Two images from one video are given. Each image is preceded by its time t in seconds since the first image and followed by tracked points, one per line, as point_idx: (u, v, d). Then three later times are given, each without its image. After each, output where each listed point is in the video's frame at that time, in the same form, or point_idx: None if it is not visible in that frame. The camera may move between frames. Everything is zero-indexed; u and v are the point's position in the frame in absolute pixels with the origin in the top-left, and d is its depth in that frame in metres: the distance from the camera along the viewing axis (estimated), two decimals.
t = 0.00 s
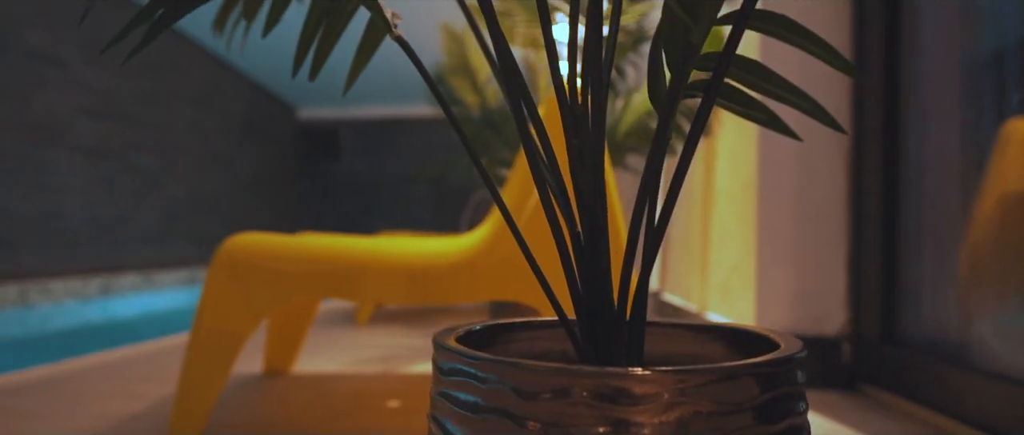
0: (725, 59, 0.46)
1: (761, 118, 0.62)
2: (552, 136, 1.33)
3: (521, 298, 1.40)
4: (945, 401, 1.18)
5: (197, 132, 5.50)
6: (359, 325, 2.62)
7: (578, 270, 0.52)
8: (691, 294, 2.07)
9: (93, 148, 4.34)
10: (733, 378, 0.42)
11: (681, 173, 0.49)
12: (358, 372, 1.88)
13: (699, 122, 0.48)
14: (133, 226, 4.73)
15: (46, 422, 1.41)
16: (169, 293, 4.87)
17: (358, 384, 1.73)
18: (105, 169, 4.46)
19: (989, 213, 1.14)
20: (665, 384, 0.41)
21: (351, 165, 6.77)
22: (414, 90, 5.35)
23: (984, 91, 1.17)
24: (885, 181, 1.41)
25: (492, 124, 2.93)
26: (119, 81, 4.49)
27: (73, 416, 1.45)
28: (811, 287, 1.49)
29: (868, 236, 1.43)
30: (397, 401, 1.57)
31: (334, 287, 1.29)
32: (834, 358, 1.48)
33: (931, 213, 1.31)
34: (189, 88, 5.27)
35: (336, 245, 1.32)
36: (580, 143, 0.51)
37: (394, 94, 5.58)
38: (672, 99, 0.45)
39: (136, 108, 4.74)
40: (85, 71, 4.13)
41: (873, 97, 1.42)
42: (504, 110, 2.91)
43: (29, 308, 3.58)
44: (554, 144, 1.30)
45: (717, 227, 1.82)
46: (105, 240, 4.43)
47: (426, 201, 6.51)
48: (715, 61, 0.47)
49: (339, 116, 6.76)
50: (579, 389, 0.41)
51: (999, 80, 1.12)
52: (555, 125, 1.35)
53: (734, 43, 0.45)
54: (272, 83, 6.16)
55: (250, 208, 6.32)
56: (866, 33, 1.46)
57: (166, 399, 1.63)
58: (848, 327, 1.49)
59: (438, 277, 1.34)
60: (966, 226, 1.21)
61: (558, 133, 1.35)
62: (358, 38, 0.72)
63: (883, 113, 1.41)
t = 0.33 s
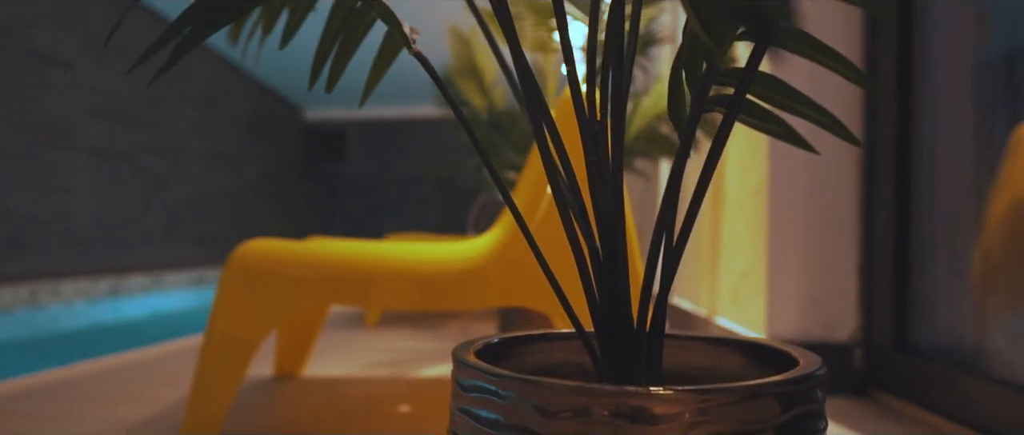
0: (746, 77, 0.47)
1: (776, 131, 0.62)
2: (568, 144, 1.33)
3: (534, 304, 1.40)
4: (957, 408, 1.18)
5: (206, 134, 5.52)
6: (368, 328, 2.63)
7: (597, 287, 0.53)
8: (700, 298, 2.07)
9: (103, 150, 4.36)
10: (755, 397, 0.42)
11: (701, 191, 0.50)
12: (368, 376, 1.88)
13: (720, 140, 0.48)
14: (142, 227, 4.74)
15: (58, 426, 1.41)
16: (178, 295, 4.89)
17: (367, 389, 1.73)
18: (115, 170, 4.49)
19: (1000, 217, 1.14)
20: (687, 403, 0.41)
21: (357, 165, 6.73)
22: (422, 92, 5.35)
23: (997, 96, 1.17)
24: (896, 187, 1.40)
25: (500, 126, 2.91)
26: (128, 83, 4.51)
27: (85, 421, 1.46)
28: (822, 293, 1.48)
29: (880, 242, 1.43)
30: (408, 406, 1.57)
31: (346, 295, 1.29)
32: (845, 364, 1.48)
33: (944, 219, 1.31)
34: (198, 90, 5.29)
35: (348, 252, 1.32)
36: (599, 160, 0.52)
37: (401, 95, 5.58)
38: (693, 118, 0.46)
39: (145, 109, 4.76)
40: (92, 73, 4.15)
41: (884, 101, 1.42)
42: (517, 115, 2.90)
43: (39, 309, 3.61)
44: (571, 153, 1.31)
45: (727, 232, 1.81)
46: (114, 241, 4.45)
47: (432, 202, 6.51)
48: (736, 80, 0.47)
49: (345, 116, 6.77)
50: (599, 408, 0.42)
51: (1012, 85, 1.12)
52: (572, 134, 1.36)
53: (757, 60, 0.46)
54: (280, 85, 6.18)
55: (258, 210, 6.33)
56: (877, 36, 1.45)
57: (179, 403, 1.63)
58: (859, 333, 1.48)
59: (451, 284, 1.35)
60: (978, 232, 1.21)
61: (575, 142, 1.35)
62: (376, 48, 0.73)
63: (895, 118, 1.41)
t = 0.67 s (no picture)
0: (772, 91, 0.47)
1: (795, 144, 0.62)
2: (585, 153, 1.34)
3: (549, 311, 1.41)
4: (972, 415, 1.18)
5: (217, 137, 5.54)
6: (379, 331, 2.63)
7: (619, 302, 0.53)
8: (713, 304, 2.06)
9: (115, 152, 4.39)
10: (779, 417, 0.42)
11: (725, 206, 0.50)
12: (381, 380, 1.89)
13: (746, 157, 0.48)
14: (153, 229, 4.77)
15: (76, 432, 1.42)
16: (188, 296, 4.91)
17: (379, 393, 1.74)
18: (127, 173, 4.51)
19: (1015, 224, 1.14)
20: (712, 422, 0.41)
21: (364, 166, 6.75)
22: (433, 94, 5.36)
23: (1013, 101, 1.16)
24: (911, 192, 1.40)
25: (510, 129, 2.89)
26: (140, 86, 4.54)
27: (101, 426, 1.47)
28: (836, 299, 1.48)
29: (895, 248, 1.42)
30: (421, 411, 1.58)
31: (361, 300, 1.30)
32: (860, 370, 1.48)
33: (960, 225, 1.30)
34: (208, 92, 5.32)
35: (363, 258, 1.32)
36: (620, 176, 0.52)
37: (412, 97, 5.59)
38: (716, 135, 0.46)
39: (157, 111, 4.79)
40: (103, 76, 4.19)
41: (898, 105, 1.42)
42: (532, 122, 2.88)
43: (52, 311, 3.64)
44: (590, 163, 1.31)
45: (740, 237, 1.81)
46: (126, 243, 4.47)
47: (441, 203, 6.53)
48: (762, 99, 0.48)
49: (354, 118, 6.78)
50: (623, 426, 0.42)
51: None
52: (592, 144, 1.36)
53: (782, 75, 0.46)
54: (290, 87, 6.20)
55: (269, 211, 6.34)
56: (891, 39, 1.44)
57: (194, 407, 1.64)
58: (874, 340, 1.48)
59: (465, 290, 1.35)
60: (993, 239, 1.20)
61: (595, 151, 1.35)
62: (396, 58, 0.74)
63: (911, 123, 1.40)
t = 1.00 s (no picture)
0: (804, 102, 0.47)
1: (821, 154, 0.62)
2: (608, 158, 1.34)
3: (566, 314, 1.41)
4: (991, 422, 1.17)
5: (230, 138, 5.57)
6: (393, 333, 2.64)
7: (646, 312, 0.53)
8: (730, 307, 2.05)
9: (130, 153, 4.43)
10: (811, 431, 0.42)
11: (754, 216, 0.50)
12: (396, 382, 1.90)
13: (776, 168, 0.48)
14: (167, 229, 4.80)
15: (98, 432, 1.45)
16: (202, 296, 4.94)
17: (395, 396, 1.74)
18: (142, 174, 4.55)
19: None
20: None
21: (376, 166, 6.76)
22: (444, 94, 5.37)
23: None
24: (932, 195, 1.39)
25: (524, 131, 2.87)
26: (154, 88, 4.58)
27: (122, 426, 1.49)
28: (856, 303, 1.47)
29: (915, 251, 1.42)
30: (438, 413, 1.58)
31: (379, 305, 1.30)
32: (879, 375, 1.47)
33: (981, 229, 1.29)
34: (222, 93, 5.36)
35: (381, 261, 1.33)
36: (648, 188, 0.52)
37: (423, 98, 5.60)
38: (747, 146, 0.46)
39: (171, 113, 4.82)
40: (118, 77, 4.24)
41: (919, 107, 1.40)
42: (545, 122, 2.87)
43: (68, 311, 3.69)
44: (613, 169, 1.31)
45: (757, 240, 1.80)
46: (141, 244, 4.51)
47: (453, 204, 6.51)
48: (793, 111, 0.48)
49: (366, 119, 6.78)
50: None
51: None
52: (616, 148, 1.36)
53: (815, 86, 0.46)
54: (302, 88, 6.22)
55: (282, 212, 6.37)
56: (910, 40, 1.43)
57: (213, 409, 1.65)
58: (893, 345, 1.48)
59: (483, 293, 1.35)
60: (1015, 243, 1.19)
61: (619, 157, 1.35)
62: (420, 64, 0.74)
63: (931, 124, 1.39)
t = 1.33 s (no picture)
0: (838, 112, 0.47)
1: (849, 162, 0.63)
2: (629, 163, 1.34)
3: (586, 318, 1.42)
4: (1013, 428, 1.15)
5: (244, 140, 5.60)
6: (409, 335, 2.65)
7: (675, 317, 0.54)
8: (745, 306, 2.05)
9: (146, 155, 4.47)
10: None
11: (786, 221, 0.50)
12: (414, 385, 1.90)
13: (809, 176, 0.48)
14: (183, 230, 4.83)
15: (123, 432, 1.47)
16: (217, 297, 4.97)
17: (413, 399, 1.74)
18: (157, 176, 4.58)
19: None
20: None
21: (388, 167, 6.76)
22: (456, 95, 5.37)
23: None
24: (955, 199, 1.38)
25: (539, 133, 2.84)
26: (169, 90, 4.62)
27: (146, 428, 1.51)
28: (876, 307, 1.47)
29: (937, 256, 1.41)
30: (456, 416, 1.58)
31: (401, 309, 1.31)
32: (900, 380, 1.46)
33: (1004, 232, 1.28)
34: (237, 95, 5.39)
35: (401, 265, 1.34)
36: (678, 195, 0.52)
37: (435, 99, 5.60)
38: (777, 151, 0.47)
39: (187, 115, 4.86)
40: (135, 80, 4.28)
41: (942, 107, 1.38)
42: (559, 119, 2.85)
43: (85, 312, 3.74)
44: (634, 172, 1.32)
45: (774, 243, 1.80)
46: (157, 245, 4.54)
47: (465, 206, 6.48)
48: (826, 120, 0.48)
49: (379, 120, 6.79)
50: None
51: None
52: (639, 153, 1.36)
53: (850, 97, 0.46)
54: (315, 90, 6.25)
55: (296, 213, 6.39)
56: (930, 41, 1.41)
57: (234, 411, 1.67)
58: (916, 350, 1.46)
59: (502, 296, 1.36)
60: None
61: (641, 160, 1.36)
62: (447, 70, 0.75)
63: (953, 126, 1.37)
